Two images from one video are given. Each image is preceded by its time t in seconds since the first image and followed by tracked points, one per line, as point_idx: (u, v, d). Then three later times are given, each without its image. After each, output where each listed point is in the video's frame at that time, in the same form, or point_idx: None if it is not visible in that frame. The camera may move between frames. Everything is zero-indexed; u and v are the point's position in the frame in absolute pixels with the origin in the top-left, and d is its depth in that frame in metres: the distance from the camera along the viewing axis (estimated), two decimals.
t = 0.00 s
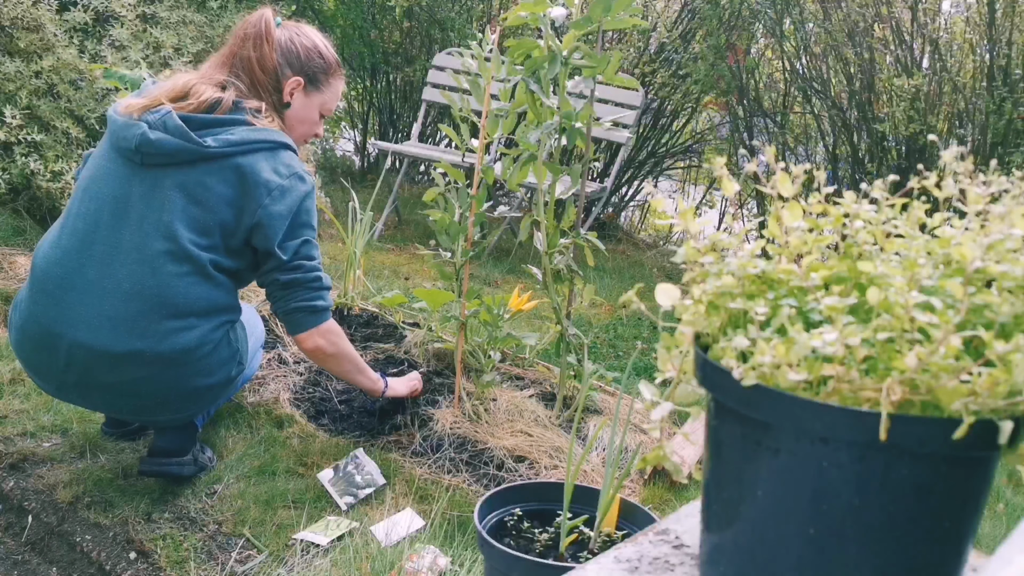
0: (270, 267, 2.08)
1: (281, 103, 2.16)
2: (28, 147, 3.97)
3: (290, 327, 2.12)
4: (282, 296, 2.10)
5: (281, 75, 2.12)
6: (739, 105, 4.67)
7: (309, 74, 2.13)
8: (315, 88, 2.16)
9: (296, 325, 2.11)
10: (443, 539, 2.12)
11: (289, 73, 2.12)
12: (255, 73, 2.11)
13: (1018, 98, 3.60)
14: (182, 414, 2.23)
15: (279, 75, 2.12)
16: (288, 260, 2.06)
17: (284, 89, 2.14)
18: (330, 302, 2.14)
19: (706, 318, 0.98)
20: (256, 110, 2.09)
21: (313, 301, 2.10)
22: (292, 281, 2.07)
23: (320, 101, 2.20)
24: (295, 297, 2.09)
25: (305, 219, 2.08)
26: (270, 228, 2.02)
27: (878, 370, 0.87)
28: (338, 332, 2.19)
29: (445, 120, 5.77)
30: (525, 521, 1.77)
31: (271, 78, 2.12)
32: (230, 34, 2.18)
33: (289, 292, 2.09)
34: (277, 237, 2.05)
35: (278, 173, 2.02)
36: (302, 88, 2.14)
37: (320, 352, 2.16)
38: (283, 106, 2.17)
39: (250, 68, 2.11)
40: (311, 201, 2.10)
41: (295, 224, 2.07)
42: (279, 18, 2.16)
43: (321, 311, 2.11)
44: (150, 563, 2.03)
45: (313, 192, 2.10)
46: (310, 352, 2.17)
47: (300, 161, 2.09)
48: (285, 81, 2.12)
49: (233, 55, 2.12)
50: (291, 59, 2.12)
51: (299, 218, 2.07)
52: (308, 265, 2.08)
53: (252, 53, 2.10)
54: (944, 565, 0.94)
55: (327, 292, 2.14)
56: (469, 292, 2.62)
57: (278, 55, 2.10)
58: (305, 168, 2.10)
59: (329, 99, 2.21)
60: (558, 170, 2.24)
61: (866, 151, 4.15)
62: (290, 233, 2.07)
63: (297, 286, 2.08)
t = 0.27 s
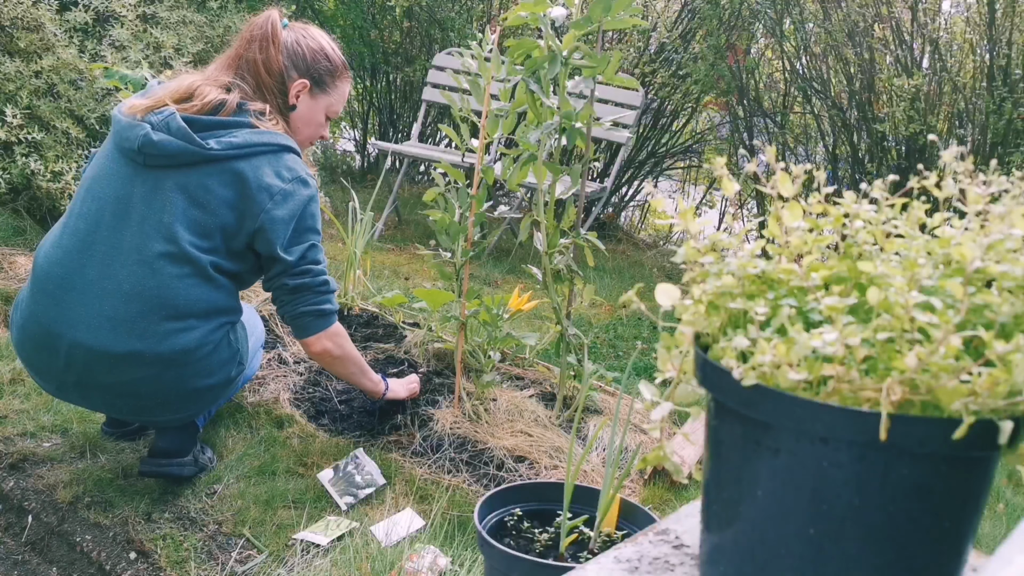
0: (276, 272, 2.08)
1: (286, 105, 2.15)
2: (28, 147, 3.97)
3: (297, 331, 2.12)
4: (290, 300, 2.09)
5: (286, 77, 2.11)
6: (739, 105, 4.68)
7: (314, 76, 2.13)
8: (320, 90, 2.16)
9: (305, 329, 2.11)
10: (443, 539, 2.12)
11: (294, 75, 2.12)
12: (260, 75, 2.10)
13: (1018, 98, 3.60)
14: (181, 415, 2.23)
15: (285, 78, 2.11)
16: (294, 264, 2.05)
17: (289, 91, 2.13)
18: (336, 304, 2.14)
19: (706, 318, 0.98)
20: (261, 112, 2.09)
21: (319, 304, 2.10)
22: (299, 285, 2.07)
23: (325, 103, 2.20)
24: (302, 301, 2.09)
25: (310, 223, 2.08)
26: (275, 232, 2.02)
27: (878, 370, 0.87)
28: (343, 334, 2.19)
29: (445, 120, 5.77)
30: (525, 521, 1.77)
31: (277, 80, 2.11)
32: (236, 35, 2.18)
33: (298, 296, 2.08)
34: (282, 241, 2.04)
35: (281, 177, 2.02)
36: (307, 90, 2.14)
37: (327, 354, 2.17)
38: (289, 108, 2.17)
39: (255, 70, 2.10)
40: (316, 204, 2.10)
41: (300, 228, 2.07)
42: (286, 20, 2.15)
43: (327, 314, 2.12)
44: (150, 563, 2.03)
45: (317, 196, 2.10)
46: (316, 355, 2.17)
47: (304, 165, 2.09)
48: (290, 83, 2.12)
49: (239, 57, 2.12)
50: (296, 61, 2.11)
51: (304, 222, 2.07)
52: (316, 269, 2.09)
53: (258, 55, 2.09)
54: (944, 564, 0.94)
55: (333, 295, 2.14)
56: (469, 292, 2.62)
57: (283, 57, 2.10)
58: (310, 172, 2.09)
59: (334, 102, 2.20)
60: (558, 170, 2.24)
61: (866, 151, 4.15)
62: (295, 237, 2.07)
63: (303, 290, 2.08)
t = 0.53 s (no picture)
0: (279, 274, 2.08)
1: (289, 105, 2.15)
2: (28, 148, 3.97)
3: (300, 331, 2.12)
4: (293, 300, 2.09)
5: (289, 78, 2.11)
6: (739, 105, 4.68)
7: (317, 76, 2.12)
8: (323, 90, 2.15)
9: (308, 329, 2.11)
10: (443, 539, 2.12)
11: (297, 75, 2.11)
12: (263, 75, 2.10)
13: (1018, 98, 3.60)
14: (181, 416, 2.23)
15: (287, 78, 2.11)
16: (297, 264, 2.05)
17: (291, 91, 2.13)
18: (338, 304, 2.14)
19: (706, 318, 0.98)
20: (262, 112, 2.09)
21: (322, 304, 2.11)
22: (303, 285, 2.06)
23: (329, 103, 2.19)
24: (305, 301, 2.09)
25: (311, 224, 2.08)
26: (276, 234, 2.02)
27: (878, 370, 0.87)
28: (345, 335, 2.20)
29: (446, 120, 5.77)
30: (525, 521, 1.77)
31: (279, 80, 2.11)
32: (239, 36, 2.18)
33: (302, 297, 2.08)
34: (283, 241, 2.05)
35: (282, 178, 2.02)
36: (310, 90, 2.13)
37: (330, 355, 2.17)
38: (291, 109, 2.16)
39: (258, 70, 2.10)
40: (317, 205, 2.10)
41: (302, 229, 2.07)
42: (290, 19, 2.15)
43: (330, 314, 2.12)
44: (150, 563, 2.03)
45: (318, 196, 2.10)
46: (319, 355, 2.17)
47: (306, 165, 2.09)
48: (292, 83, 2.11)
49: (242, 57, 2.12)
50: (299, 60, 2.10)
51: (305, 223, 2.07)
52: (319, 269, 2.09)
53: (260, 55, 2.09)
54: (944, 565, 0.94)
55: (336, 296, 2.14)
56: (469, 292, 2.62)
57: (285, 58, 2.09)
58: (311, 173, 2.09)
59: (338, 102, 2.19)
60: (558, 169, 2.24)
61: (866, 151, 4.15)
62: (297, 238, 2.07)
63: (307, 290, 2.07)
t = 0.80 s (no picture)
0: (276, 280, 2.08)
1: (288, 107, 2.14)
2: (28, 148, 3.97)
3: (297, 336, 2.12)
4: (291, 306, 2.09)
5: (288, 79, 2.10)
6: (739, 106, 4.68)
7: (316, 77, 2.12)
8: (323, 92, 2.14)
9: (306, 334, 2.11)
10: (443, 539, 2.12)
11: (296, 77, 2.10)
12: (262, 76, 2.10)
13: (1018, 98, 3.60)
14: (177, 418, 2.23)
15: (287, 79, 2.10)
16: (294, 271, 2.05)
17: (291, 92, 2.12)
18: (336, 309, 2.14)
19: (706, 318, 0.98)
20: (260, 114, 2.08)
21: (320, 310, 2.11)
22: (300, 292, 2.06)
23: (329, 104, 2.18)
24: (303, 307, 2.09)
25: (309, 229, 2.08)
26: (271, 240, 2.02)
27: (878, 371, 0.87)
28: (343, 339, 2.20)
29: (446, 120, 5.77)
30: (525, 521, 1.77)
31: (278, 81, 2.10)
32: (240, 36, 2.17)
33: (300, 303, 2.08)
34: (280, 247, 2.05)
35: (278, 183, 2.02)
36: (310, 91, 2.12)
37: (328, 359, 2.18)
38: (291, 110, 2.16)
39: (257, 71, 2.10)
40: (314, 209, 2.10)
41: (299, 235, 2.07)
42: (291, 19, 2.15)
43: (328, 320, 2.12)
44: (150, 563, 2.03)
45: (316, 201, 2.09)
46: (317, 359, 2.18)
47: (303, 169, 2.08)
48: (292, 85, 2.11)
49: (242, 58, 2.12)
50: (299, 61, 2.10)
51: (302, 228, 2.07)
52: (318, 275, 2.09)
53: (260, 57, 2.09)
54: (944, 565, 0.94)
55: (334, 301, 2.14)
56: (469, 292, 2.61)
57: (284, 59, 2.09)
58: (309, 177, 2.09)
59: (338, 103, 2.18)
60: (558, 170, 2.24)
61: (866, 151, 4.15)
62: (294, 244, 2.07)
63: (305, 296, 2.07)
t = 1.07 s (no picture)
0: (279, 282, 2.08)
1: (287, 107, 2.14)
2: (28, 148, 3.96)
3: (303, 338, 2.12)
4: (294, 308, 2.09)
5: (286, 79, 2.10)
6: (739, 106, 4.68)
7: (314, 77, 2.11)
8: (321, 91, 2.14)
9: (311, 335, 2.11)
10: (443, 539, 2.12)
11: (294, 76, 2.10)
12: (260, 76, 2.10)
13: (1018, 98, 3.59)
14: (174, 419, 2.23)
15: (285, 79, 2.10)
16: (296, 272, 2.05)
17: (289, 92, 2.12)
18: (340, 308, 2.14)
19: (706, 318, 0.98)
20: (257, 115, 2.08)
21: (324, 310, 2.10)
22: (303, 293, 2.06)
23: (328, 104, 2.17)
24: (307, 308, 2.08)
25: (310, 229, 2.07)
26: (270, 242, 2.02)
27: (878, 371, 0.87)
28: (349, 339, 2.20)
29: (446, 120, 5.77)
30: (525, 521, 1.77)
31: (275, 82, 2.10)
32: (238, 36, 2.17)
33: (303, 304, 2.08)
34: (279, 248, 2.05)
35: (275, 184, 2.02)
36: (308, 91, 2.12)
37: (334, 359, 2.18)
38: (290, 110, 2.15)
39: (255, 71, 2.10)
40: (315, 209, 2.09)
41: (299, 236, 2.06)
42: (288, 18, 2.14)
43: (332, 320, 2.12)
44: (150, 563, 2.03)
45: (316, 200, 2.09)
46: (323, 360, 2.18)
47: (302, 169, 2.08)
48: (290, 85, 2.10)
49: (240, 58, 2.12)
50: (297, 61, 2.09)
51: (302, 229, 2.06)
52: (320, 275, 2.08)
53: (257, 57, 2.09)
54: (944, 565, 0.94)
55: (338, 301, 2.13)
56: (469, 292, 2.61)
57: (281, 58, 2.08)
58: (307, 177, 2.08)
59: (337, 103, 2.18)
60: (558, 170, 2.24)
61: (866, 151, 4.15)
62: (295, 245, 2.07)
63: (307, 297, 2.07)
